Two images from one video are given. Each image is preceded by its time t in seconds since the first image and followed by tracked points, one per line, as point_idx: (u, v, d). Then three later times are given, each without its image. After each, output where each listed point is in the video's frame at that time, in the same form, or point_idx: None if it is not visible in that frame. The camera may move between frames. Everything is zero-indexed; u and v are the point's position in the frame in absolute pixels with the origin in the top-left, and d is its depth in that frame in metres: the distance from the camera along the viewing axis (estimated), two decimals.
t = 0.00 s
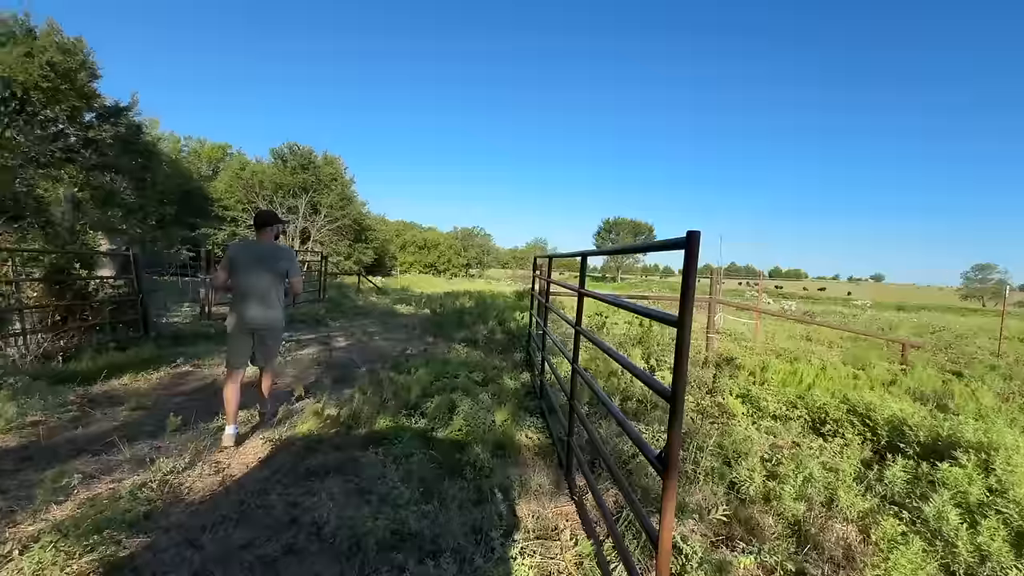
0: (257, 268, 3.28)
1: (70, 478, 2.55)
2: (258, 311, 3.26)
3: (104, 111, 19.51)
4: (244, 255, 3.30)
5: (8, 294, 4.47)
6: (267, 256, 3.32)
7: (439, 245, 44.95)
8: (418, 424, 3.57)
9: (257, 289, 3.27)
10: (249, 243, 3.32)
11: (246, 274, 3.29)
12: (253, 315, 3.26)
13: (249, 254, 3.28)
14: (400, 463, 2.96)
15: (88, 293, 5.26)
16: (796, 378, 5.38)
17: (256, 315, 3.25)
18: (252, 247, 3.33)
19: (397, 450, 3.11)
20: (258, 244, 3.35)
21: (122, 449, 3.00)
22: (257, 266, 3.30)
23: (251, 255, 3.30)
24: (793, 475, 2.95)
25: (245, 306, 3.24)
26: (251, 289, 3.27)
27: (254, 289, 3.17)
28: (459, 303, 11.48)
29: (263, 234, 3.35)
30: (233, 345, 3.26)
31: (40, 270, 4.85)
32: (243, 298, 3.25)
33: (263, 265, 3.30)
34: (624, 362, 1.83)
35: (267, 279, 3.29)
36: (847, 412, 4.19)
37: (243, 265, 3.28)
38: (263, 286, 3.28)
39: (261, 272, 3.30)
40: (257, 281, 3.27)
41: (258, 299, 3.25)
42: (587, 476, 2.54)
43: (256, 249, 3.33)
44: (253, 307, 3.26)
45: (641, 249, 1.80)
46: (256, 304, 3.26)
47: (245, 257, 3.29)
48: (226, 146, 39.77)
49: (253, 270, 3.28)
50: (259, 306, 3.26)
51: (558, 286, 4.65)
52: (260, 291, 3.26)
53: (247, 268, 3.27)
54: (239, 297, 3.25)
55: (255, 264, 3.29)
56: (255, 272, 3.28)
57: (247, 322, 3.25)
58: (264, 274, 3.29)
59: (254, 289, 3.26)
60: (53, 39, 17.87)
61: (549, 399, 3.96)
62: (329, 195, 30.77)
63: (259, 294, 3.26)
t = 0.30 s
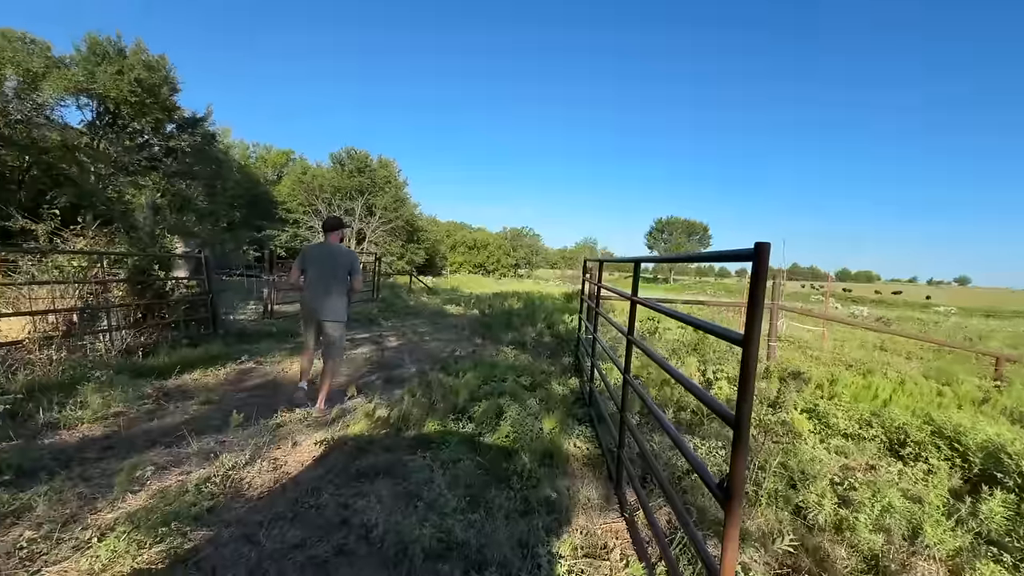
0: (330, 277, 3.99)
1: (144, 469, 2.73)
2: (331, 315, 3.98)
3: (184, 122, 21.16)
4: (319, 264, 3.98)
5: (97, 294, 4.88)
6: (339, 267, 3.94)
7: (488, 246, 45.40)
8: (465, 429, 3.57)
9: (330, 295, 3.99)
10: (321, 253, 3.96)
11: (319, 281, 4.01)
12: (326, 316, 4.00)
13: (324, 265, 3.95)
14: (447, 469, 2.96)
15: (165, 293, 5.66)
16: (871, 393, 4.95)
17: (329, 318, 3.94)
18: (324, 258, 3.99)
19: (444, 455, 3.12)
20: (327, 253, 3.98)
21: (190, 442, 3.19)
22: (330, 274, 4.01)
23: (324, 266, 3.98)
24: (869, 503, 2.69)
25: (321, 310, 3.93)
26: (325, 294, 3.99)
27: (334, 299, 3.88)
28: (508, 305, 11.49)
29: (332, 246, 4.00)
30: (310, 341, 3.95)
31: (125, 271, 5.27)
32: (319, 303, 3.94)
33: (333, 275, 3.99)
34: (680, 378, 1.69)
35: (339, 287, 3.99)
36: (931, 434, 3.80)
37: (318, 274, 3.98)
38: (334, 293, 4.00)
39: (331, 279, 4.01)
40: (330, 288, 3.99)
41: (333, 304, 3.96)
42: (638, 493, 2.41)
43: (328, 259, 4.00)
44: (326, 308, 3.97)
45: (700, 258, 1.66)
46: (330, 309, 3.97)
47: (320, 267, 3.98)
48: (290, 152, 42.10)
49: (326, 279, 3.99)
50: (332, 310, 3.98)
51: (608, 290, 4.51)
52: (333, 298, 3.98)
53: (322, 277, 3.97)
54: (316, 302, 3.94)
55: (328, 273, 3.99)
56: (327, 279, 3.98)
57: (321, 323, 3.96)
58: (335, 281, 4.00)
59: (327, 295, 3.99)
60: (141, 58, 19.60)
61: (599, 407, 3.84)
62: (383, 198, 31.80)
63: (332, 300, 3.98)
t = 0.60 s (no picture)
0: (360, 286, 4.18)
1: (179, 474, 2.82)
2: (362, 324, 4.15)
3: (217, 130, 21.86)
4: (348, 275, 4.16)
5: (136, 300, 5.09)
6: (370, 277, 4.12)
7: (512, 245, 45.46)
8: (490, 436, 3.55)
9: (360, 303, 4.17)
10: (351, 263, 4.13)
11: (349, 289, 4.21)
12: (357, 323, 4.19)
13: (356, 275, 4.12)
14: (472, 477, 2.95)
15: (200, 298, 5.85)
16: (915, 400, 4.71)
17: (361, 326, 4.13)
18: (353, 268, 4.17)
19: (469, 462, 3.11)
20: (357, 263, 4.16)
21: (223, 447, 3.27)
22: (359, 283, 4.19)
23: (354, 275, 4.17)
24: (915, 521, 2.55)
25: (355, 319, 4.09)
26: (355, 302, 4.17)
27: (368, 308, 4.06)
28: (532, 306, 11.44)
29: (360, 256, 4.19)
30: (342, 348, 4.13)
31: (162, 278, 5.45)
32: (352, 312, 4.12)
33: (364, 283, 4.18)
34: (711, 394, 1.61)
35: (371, 296, 4.18)
36: (982, 445, 3.58)
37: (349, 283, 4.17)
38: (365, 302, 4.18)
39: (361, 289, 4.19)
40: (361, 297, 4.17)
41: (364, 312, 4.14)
42: (667, 505, 2.34)
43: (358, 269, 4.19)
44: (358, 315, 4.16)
45: (733, 267, 1.59)
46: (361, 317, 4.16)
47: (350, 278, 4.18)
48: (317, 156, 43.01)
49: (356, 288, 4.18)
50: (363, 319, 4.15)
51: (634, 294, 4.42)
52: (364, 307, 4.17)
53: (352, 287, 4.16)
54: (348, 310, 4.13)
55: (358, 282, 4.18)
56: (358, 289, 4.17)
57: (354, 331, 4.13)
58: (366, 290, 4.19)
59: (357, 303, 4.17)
60: (177, 69, 20.31)
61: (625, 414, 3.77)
62: (408, 200, 32.20)
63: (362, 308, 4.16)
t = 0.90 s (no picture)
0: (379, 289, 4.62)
1: (198, 484, 2.85)
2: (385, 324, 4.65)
3: (229, 140, 22.18)
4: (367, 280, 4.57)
5: (153, 312, 5.15)
6: (391, 282, 4.55)
7: (522, 248, 45.45)
8: (504, 442, 3.55)
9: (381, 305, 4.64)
10: (371, 270, 4.51)
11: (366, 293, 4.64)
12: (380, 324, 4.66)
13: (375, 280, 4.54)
14: (487, 484, 2.94)
15: (215, 308, 5.94)
16: (937, 400, 4.60)
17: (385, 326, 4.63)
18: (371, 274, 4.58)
19: (484, 469, 3.10)
20: (375, 269, 4.56)
21: (240, 456, 3.31)
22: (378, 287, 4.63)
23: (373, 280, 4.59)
24: (941, 528, 2.48)
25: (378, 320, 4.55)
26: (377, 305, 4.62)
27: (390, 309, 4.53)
28: (544, 309, 11.40)
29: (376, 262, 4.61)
30: (367, 348, 4.52)
31: (178, 288, 5.54)
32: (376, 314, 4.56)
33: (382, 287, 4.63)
34: (730, 402, 1.58)
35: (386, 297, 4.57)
36: (1009, 447, 3.49)
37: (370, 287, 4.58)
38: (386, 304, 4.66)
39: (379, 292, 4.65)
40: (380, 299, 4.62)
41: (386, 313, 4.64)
42: (684, 512, 2.31)
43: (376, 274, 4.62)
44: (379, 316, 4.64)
45: (750, 272, 1.55)
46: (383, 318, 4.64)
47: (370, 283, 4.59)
48: (327, 163, 43.39)
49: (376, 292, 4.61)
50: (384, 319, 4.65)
51: (646, 296, 4.38)
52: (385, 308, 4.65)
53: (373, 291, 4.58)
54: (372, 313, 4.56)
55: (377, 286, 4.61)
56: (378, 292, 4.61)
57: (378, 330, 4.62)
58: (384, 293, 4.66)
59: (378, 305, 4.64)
60: (189, 82, 20.66)
61: (640, 418, 3.74)
62: (418, 204, 32.36)
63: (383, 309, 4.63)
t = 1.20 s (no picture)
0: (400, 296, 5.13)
1: (212, 494, 2.87)
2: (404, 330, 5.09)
3: (236, 147, 22.35)
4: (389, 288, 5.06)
5: (165, 321, 5.21)
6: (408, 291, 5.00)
7: (529, 248, 45.41)
8: (514, 447, 3.53)
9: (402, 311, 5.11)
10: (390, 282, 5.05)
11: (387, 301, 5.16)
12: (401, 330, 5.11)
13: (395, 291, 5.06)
14: (498, 491, 2.93)
15: (225, 316, 5.99)
16: (954, 398, 4.52)
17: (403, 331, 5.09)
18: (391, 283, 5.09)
19: (495, 476, 3.08)
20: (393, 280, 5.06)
21: (252, 465, 3.33)
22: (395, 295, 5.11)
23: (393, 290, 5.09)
24: (963, 532, 2.43)
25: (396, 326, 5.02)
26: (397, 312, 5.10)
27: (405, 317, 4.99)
28: (552, 310, 11.38)
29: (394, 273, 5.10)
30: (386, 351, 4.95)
31: (188, 298, 5.62)
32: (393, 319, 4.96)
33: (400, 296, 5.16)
34: (746, 411, 1.55)
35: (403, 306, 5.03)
36: None
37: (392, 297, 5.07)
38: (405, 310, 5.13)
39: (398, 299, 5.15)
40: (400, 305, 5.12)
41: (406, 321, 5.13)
42: (698, 518, 2.28)
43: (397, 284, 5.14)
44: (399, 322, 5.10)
45: (762, 279, 1.53)
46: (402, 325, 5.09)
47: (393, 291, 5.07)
48: (333, 168, 43.53)
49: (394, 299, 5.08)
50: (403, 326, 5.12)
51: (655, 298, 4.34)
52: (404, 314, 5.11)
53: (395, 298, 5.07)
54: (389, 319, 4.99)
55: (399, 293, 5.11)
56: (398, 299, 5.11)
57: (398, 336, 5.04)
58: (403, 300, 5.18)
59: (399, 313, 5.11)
60: (196, 91, 20.85)
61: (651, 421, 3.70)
62: (424, 207, 32.45)
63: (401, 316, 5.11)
